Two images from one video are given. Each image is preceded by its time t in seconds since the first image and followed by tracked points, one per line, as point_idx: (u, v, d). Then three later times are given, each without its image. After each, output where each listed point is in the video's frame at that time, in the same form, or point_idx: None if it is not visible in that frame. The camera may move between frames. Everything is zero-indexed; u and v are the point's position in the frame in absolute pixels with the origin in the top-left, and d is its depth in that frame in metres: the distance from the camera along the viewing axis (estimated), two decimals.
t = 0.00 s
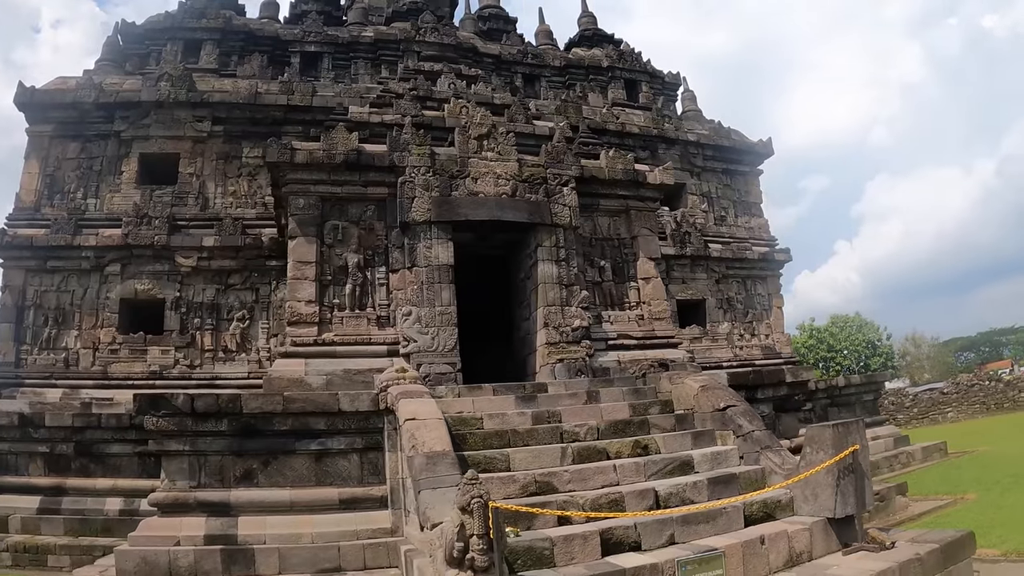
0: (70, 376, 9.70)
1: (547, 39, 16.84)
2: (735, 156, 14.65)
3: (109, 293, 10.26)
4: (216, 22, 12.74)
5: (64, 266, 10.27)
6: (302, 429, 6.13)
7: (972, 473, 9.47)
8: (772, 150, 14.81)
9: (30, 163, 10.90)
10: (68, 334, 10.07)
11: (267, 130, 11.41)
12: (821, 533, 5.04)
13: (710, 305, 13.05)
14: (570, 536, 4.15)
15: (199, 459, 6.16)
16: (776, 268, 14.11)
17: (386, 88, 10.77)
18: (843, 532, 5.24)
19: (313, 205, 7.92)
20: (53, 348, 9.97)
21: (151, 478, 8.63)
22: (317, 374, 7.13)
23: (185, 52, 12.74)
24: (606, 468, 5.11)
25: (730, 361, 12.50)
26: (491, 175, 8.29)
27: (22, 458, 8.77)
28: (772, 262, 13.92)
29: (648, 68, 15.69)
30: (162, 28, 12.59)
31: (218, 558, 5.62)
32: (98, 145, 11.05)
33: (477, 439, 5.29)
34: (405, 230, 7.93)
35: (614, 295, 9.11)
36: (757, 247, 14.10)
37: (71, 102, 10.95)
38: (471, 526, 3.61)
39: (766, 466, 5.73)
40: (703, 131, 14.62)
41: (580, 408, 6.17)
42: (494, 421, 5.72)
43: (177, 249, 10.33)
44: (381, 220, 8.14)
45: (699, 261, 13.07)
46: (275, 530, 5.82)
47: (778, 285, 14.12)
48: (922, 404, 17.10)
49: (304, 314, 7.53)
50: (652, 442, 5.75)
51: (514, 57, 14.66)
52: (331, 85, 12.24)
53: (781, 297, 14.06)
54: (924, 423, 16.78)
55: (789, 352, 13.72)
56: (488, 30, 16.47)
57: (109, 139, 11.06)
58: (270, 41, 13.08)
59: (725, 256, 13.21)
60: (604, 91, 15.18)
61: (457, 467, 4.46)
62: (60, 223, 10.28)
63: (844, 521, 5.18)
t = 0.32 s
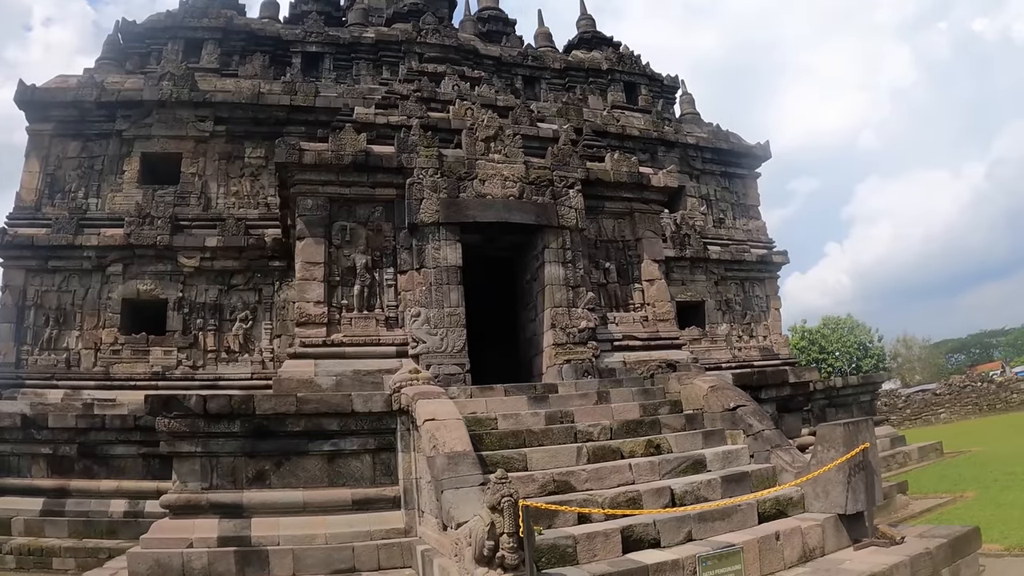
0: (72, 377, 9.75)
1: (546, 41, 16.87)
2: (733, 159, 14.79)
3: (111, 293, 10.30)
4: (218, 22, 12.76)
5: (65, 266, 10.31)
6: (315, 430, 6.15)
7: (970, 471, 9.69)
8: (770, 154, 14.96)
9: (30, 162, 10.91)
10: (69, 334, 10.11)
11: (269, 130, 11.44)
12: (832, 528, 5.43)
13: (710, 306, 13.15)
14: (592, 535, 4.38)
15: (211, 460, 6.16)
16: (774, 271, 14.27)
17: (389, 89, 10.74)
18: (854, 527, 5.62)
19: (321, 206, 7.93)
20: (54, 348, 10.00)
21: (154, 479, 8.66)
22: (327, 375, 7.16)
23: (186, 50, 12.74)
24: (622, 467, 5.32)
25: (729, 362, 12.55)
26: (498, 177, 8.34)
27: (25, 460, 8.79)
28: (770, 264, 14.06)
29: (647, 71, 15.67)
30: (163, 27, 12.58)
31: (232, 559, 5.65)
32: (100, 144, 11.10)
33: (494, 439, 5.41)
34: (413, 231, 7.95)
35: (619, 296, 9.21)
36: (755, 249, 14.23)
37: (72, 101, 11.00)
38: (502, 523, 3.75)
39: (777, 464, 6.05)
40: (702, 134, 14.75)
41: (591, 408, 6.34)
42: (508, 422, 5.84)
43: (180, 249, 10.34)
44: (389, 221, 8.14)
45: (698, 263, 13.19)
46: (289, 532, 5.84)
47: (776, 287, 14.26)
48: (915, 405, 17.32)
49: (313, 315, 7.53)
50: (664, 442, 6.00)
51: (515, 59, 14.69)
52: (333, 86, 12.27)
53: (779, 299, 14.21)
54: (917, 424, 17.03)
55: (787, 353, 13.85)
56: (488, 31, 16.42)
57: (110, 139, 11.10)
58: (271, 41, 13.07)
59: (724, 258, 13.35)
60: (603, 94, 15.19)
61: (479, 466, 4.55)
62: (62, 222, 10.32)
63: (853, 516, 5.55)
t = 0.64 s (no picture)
0: (78, 381, 9.78)
1: (546, 44, 16.96)
2: (732, 162, 14.95)
3: (116, 296, 10.34)
4: (220, 24, 12.77)
5: (70, 269, 10.32)
6: (332, 433, 6.22)
7: (969, 468, 9.90)
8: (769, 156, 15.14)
9: (33, 164, 10.93)
10: (74, 337, 10.12)
11: (274, 133, 11.48)
12: (843, 521, 5.82)
13: (710, 307, 13.36)
14: (617, 531, 4.64)
15: (228, 463, 6.19)
16: (773, 271, 14.44)
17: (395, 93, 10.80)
18: (864, 520, 6.00)
19: (332, 209, 7.97)
20: (59, 351, 10.02)
21: (163, 482, 8.73)
22: (340, 377, 7.20)
23: (189, 53, 12.76)
24: (639, 465, 5.57)
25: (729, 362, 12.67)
26: (507, 180, 8.45)
27: (32, 464, 8.82)
28: (769, 266, 14.23)
29: (646, 74, 15.77)
30: (165, 29, 12.60)
31: (253, 561, 5.71)
32: (104, 146, 11.13)
33: (513, 440, 5.56)
34: (423, 234, 8.03)
35: (625, 297, 9.32)
36: (755, 251, 14.38)
37: (76, 104, 11.04)
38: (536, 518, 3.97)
39: (788, 461, 6.43)
40: (702, 137, 14.90)
41: (605, 408, 6.54)
42: (525, 422, 5.98)
43: (185, 252, 10.34)
44: (399, 225, 8.20)
45: (698, 265, 13.33)
46: (307, 533, 5.89)
47: (775, 288, 14.42)
48: (910, 405, 17.65)
49: (325, 317, 7.56)
50: (677, 440, 6.26)
51: (516, 62, 14.75)
52: (338, 89, 12.33)
53: (778, 300, 14.38)
54: (911, 422, 17.31)
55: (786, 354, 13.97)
56: (488, 34, 16.39)
57: (114, 141, 11.12)
58: (273, 44, 13.10)
59: (724, 260, 13.51)
60: (603, 97, 15.25)
61: (503, 465, 4.73)
62: (66, 225, 10.32)
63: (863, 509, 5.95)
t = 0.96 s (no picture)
0: (86, 385, 9.81)
1: (546, 47, 17.08)
2: (732, 164, 15.11)
3: (124, 300, 10.37)
4: (224, 28, 12.82)
5: (77, 273, 10.34)
6: (350, 434, 6.32)
7: (969, 465, 10.07)
8: (768, 158, 15.31)
9: (39, 168, 10.99)
10: (82, 342, 10.15)
11: (279, 137, 11.53)
12: (853, 515, 5.98)
13: (710, 308, 13.34)
14: (637, 527, 4.77)
15: (246, 466, 6.26)
16: (772, 272, 14.59)
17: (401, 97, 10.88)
18: (873, 514, 6.16)
19: (343, 213, 8.04)
20: (67, 356, 10.05)
21: (175, 485, 8.77)
22: (354, 380, 7.26)
23: (193, 56, 12.83)
24: (654, 463, 5.75)
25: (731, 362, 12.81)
26: (516, 184, 8.57)
27: (43, 468, 8.86)
28: (769, 267, 14.39)
29: (646, 77, 15.90)
30: (169, 33, 12.64)
31: (272, 563, 5.77)
32: (109, 150, 11.16)
33: (530, 440, 5.71)
34: (434, 238, 8.13)
35: (632, 299, 9.49)
36: (755, 252, 14.54)
37: (82, 108, 11.07)
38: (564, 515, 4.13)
39: (797, 458, 6.59)
40: (702, 139, 15.04)
41: (619, 408, 6.70)
42: (541, 422, 6.14)
43: (193, 256, 10.42)
44: (410, 228, 8.28)
45: (699, 266, 13.46)
46: (326, 534, 5.98)
47: (775, 289, 14.59)
48: (907, 403, 17.93)
49: (338, 321, 7.63)
50: (690, 439, 6.40)
51: (518, 65, 14.81)
52: (342, 93, 12.40)
53: (778, 300, 14.54)
54: (908, 421, 17.54)
55: (787, 354, 14.12)
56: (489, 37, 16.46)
57: (120, 145, 11.16)
58: (277, 48, 13.15)
59: (725, 261, 13.68)
60: (605, 100, 15.35)
61: (524, 464, 4.87)
62: (73, 229, 10.34)
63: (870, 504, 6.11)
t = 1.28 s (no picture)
0: (94, 387, 9.81)
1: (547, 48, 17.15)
2: (734, 164, 15.23)
3: (131, 302, 10.37)
4: (228, 29, 12.85)
5: (84, 275, 10.32)
6: (369, 434, 6.37)
7: (971, 459, 10.22)
8: (768, 158, 15.43)
9: (44, 169, 10.97)
10: (89, 343, 10.13)
11: (286, 138, 11.54)
12: (867, 507, 6.12)
13: (713, 307, 13.42)
14: (661, 520, 4.98)
15: (266, 466, 6.29)
16: (774, 271, 14.73)
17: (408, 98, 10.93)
18: (885, 506, 6.31)
19: (356, 214, 8.07)
20: (74, 358, 10.03)
21: (186, 487, 8.68)
22: (369, 380, 7.30)
23: (197, 57, 12.84)
24: (672, 459, 5.92)
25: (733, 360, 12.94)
26: (527, 185, 8.65)
27: (53, 471, 8.85)
28: (771, 265, 14.52)
29: (648, 78, 15.99)
30: (173, 34, 12.67)
31: (295, 562, 5.76)
32: (115, 152, 11.16)
33: (552, 437, 5.91)
34: (446, 238, 8.20)
35: (640, 298, 9.60)
36: (757, 251, 14.66)
37: (87, 109, 11.06)
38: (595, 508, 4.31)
39: (810, 452, 6.76)
40: (704, 140, 15.15)
41: (633, 406, 6.87)
42: (559, 420, 6.29)
43: (200, 257, 10.42)
44: (422, 229, 8.32)
45: (702, 265, 13.56)
46: (346, 533, 6.01)
47: (776, 288, 14.72)
48: (904, 401, 18.22)
49: (352, 321, 7.67)
50: (705, 435, 6.56)
51: (520, 66, 14.87)
52: (348, 94, 12.44)
53: (779, 299, 14.67)
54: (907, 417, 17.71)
55: (789, 352, 14.24)
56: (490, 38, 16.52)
57: (126, 146, 11.16)
58: (281, 49, 13.17)
59: (727, 261, 13.81)
60: (606, 101, 15.43)
61: (549, 461, 5.03)
62: (79, 230, 10.32)
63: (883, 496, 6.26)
